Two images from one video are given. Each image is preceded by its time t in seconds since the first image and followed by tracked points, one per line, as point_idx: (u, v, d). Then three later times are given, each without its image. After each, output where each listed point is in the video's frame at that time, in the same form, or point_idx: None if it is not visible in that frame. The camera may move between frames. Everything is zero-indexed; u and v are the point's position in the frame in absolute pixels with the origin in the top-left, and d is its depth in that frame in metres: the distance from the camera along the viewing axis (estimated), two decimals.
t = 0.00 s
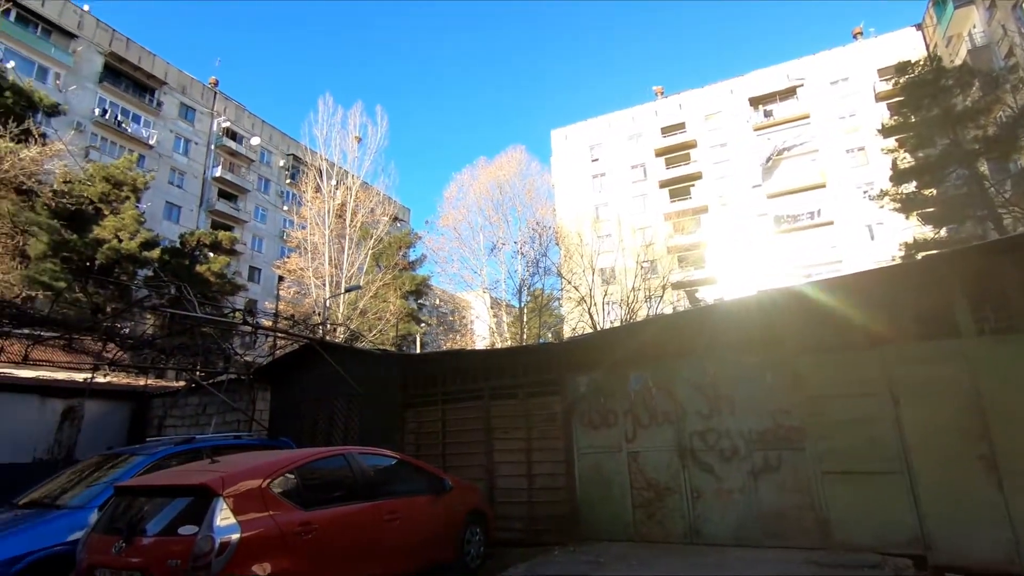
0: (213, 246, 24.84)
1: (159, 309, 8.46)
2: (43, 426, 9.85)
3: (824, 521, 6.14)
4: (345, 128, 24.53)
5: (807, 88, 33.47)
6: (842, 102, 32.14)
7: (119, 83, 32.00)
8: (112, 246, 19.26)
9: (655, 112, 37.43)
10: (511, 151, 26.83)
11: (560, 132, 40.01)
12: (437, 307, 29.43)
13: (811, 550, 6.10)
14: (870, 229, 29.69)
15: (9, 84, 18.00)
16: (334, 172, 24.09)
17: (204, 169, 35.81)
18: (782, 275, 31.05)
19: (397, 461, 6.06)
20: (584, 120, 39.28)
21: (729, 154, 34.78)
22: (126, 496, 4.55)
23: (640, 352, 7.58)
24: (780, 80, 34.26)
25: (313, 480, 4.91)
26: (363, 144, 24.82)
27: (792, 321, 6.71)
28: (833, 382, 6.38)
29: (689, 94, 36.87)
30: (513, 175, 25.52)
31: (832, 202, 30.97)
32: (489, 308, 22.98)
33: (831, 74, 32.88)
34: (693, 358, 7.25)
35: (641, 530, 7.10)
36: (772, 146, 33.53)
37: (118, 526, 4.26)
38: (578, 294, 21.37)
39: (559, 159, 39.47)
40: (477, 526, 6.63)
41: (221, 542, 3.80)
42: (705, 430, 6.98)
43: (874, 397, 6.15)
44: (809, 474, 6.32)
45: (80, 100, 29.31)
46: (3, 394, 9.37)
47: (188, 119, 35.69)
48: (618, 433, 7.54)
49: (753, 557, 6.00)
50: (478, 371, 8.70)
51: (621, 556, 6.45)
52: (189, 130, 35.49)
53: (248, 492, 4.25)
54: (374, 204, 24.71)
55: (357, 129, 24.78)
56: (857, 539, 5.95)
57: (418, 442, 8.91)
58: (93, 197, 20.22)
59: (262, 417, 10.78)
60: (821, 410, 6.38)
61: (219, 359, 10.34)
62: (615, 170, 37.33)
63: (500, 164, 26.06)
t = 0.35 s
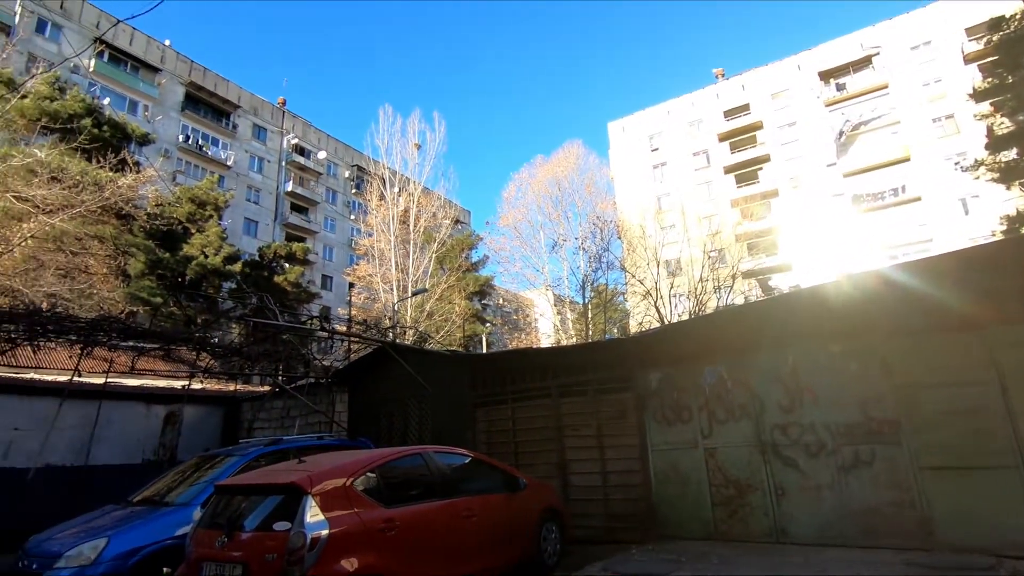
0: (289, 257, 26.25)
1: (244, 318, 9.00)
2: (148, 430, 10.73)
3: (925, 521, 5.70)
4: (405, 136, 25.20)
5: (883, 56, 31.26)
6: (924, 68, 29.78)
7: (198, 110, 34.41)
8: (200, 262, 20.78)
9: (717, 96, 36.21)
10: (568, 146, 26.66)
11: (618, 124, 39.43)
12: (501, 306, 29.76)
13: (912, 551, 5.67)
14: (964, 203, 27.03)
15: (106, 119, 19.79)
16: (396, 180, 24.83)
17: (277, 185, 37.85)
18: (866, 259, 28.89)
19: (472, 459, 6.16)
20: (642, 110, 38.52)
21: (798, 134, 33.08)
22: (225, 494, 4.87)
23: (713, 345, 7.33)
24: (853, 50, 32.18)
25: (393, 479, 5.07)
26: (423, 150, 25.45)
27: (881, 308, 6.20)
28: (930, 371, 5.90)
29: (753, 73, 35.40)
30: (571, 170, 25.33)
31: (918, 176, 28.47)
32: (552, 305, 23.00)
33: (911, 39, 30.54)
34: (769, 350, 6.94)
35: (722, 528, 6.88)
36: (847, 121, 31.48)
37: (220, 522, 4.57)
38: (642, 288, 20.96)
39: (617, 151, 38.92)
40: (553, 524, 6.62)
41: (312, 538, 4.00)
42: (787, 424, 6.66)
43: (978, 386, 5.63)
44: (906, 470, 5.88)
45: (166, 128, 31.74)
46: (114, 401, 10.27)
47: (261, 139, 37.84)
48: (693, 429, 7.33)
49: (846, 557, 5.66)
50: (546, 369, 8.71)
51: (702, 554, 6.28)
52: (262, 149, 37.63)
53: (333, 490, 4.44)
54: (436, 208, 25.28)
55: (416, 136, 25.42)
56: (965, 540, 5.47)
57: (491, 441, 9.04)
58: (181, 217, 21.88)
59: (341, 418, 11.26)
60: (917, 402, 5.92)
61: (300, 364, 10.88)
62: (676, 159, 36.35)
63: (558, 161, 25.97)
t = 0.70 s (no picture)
0: (354, 263, 27.24)
1: (317, 324, 9.40)
2: (236, 432, 11.41)
3: None
4: (460, 139, 25.57)
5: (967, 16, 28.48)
6: (1015, 27, 27.20)
7: (266, 128, 36.34)
8: (274, 272, 21.90)
9: (780, 74, 34.73)
10: (624, 138, 26.18)
11: (674, 111, 38.43)
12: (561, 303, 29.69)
13: None
14: None
15: (186, 142, 21.26)
16: (452, 183, 25.24)
17: (340, 195, 39.37)
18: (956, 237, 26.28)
19: (542, 456, 6.15)
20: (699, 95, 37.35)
21: (873, 107, 31.16)
22: (308, 493, 5.09)
23: (787, 336, 6.98)
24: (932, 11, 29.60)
25: (466, 476, 5.14)
26: (477, 152, 25.75)
27: (980, 291, 5.63)
28: None
29: (818, 47, 33.69)
30: (628, 162, 24.82)
31: (1012, 143, 25.45)
32: (614, 300, 22.76)
33: None
34: (850, 338, 6.52)
35: (806, 527, 6.56)
36: (926, 88, 28.87)
37: (305, 518, 4.79)
38: (707, 278, 20.32)
39: (674, 140, 37.93)
40: (626, 522, 6.53)
41: (391, 534, 4.13)
42: (874, 416, 6.24)
43: None
44: (1014, 465, 5.33)
45: (238, 147, 33.70)
46: (204, 405, 11.00)
47: (323, 151, 39.48)
48: (770, 423, 7.02)
49: (946, 558, 5.25)
50: (611, 364, 8.59)
51: (784, 554, 6.01)
52: (325, 161, 39.24)
53: (409, 488, 4.55)
54: (493, 208, 25.51)
55: (471, 138, 25.74)
56: None
57: (558, 438, 9.03)
58: (255, 231, 23.20)
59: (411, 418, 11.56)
60: None
61: (370, 366, 11.26)
62: (738, 143, 35.02)
63: (614, 153, 25.51)
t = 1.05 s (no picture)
0: (410, 265, 28.06)
1: (379, 326, 9.66)
2: (308, 432, 11.91)
3: None
4: (508, 138, 25.67)
5: None
6: None
7: (322, 139, 37.75)
8: (336, 278, 22.63)
9: (842, 46, 32.91)
10: (676, 124, 25.40)
11: (727, 93, 37.06)
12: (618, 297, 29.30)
13: None
14: None
15: (250, 158, 22.35)
16: (502, 182, 25.36)
17: (394, 200, 40.35)
18: None
19: (606, 452, 6.09)
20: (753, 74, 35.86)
21: (949, 74, 29.22)
22: (378, 490, 5.25)
23: (861, 323, 6.57)
24: None
25: (531, 473, 5.16)
26: (526, 149, 25.75)
27: None
28: None
29: (884, 14, 31.76)
30: (680, 149, 24.12)
31: None
32: (671, 292, 22.29)
33: None
34: (932, 323, 6.06)
35: (893, 524, 6.18)
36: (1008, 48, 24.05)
37: (376, 515, 4.94)
38: (770, 265, 19.58)
39: (728, 123, 36.58)
40: (695, 518, 6.36)
41: (460, 530, 4.19)
42: (964, 406, 5.80)
43: None
44: None
45: (297, 160, 35.15)
46: (278, 407, 11.54)
47: (377, 158, 40.58)
48: (847, 415, 6.67)
49: None
50: (673, 358, 8.39)
51: (868, 552, 5.69)
52: (378, 168, 40.32)
53: (475, 485, 4.61)
54: (543, 205, 25.47)
55: (519, 136, 25.76)
56: None
57: (621, 433, 8.91)
58: (316, 239, 24.13)
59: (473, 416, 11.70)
60: None
61: (430, 366, 11.48)
62: (798, 122, 33.43)
63: (665, 142, 24.62)
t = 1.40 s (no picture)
0: (460, 265, 28.47)
1: (432, 326, 9.83)
2: (368, 432, 12.26)
3: None
4: (552, 133, 25.55)
5: None
6: None
7: (370, 145, 38.74)
8: (388, 280, 22.99)
9: (904, 13, 31.04)
10: (725, 108, 24.41)
11: (779, 72, 35.58)
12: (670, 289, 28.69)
13: None
14: None
15: (304, 167, 23.15)
16: (548, 177, 25.26)
17: (441, 201, 40.94)
18: None
19: (666, 447, 5.96)
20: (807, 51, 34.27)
21: None
22: (438, 487, 5.34)
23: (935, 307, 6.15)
24: None
25: (590, 469, 5.11)
26: (571, 143, 25.56)
27: None
28: None
29: None
30: (731, 133, 23.30)
31: None
32: (726, 281, 21.64)
33: None
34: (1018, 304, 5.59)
35: (982, 521, 5.77)
36: None
37: (438, 511, 5.01)
38: (832, 249, 18.71)
39: (781, 103, 35.11)
40: (762, 514, 6.15)
41: (521, 526, 4.21)
42: None
43: None
44: None
45: (347, 167, 36.25)
46: (339, 408, 11.93)
47: (423, 161, 41.27)
48: (925, 404, 6.29)
49: None
50: (731, 349, 8.11)
51: (953, 550, 5.34)
52: (425, 170, 41.01)
53: (534, 481, 4.61)
54: (590, 199, 25.24)
55: (563, 130, 25.61)
56: None
57: (680, 428, 8.73)
58: (369, 243, 24.77)
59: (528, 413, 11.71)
60: None
61: (484, 364, 11.60)
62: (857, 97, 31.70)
63: (714, 128, 23.89)
